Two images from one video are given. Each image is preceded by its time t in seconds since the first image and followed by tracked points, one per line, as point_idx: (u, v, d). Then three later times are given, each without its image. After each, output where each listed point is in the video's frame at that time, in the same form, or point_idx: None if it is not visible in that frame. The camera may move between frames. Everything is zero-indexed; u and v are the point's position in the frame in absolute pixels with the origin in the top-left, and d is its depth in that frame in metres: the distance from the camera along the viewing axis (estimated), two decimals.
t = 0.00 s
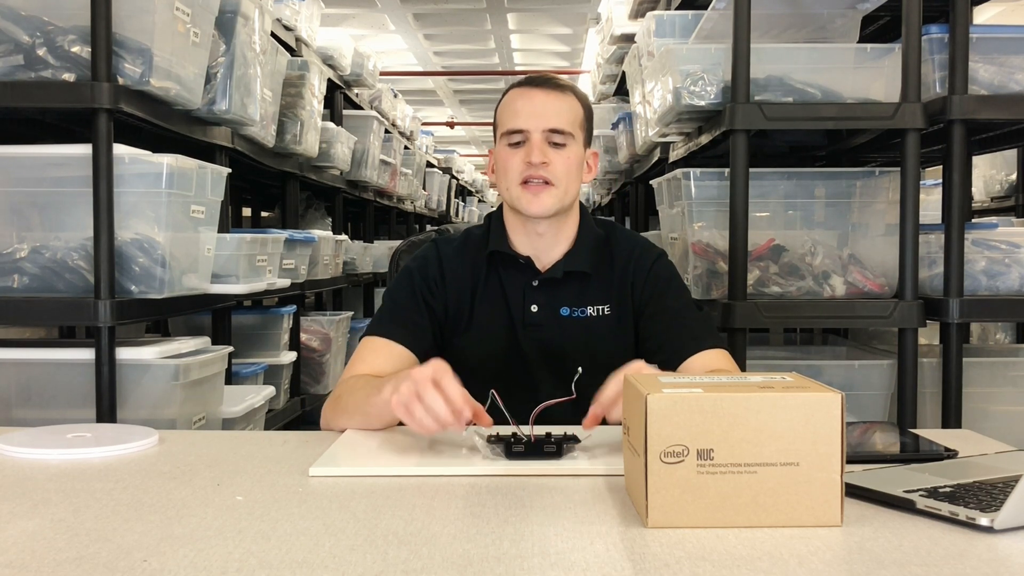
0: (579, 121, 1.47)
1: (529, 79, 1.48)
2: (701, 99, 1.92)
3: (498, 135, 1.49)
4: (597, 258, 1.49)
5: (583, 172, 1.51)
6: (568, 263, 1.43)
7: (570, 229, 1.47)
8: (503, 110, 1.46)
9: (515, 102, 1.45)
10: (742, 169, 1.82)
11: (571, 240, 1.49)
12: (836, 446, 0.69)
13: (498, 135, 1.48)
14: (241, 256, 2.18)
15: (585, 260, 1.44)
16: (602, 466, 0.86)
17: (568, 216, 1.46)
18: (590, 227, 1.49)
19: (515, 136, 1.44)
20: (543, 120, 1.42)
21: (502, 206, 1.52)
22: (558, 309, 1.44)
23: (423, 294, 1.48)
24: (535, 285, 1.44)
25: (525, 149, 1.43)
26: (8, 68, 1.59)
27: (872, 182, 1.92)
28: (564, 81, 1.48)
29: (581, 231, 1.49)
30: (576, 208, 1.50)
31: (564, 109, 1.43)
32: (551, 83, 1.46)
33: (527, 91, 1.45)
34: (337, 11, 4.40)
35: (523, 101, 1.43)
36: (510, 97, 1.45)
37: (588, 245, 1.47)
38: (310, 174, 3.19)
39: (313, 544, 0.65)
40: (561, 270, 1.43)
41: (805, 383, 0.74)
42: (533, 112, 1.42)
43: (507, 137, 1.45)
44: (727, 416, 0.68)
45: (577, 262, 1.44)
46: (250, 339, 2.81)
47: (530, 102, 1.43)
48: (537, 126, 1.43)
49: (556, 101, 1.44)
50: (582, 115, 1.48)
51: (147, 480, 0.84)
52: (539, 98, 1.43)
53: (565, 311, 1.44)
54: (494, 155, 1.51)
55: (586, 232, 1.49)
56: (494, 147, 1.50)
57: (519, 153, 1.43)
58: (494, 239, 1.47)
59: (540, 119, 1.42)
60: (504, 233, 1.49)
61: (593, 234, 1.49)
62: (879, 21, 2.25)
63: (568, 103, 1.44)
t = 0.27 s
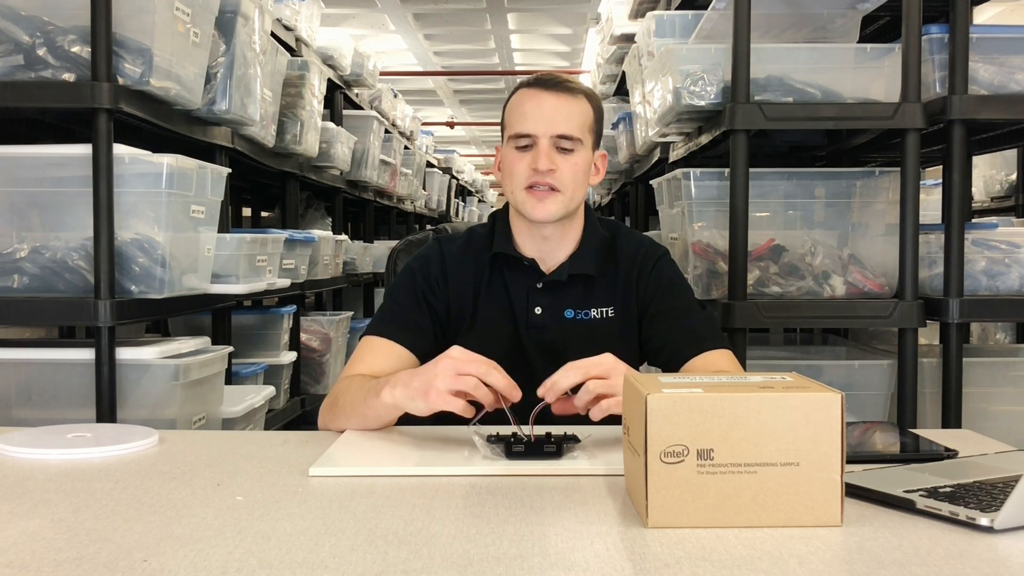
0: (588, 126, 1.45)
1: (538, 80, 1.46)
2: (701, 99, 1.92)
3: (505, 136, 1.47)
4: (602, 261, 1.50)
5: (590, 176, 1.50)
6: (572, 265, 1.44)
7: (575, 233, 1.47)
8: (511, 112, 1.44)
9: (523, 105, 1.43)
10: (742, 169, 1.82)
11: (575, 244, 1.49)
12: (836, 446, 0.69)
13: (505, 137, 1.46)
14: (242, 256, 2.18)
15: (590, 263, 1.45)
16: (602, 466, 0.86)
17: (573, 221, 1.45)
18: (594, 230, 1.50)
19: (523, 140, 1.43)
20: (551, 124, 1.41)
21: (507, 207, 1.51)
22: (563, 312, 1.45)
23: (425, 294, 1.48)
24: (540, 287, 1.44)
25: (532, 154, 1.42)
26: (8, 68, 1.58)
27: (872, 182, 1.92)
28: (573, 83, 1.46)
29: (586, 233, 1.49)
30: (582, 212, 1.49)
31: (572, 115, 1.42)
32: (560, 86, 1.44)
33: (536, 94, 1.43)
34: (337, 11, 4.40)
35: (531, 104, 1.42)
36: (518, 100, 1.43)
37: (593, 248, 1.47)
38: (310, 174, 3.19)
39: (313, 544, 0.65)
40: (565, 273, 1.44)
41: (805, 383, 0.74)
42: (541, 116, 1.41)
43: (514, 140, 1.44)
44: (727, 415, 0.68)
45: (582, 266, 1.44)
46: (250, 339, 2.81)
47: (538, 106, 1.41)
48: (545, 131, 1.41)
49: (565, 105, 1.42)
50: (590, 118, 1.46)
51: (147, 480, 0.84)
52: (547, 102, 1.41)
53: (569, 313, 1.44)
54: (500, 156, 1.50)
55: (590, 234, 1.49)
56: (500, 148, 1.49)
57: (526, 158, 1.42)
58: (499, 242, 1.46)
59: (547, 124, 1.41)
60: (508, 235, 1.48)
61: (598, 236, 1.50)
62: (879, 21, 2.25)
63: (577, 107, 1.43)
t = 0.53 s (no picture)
0: (592, 127, 1.45)
1: (543, 80, 1.45)
2: (701, 99, 1.92)
3: (509, 136, 1.47)
4: (603, 261, 1.50)
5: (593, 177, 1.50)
6: (573, 266, 1.44)
7: (576, 235, 1.47)
8: (515, 112, 1.44)
9: (528, 105, 1.43)
10: (742, 169, 1.82)
11: (577, 245, 1.49)
12: (836, 446, 0.69)
13: (509, 137, 1.46)
14: (241, 256, 2.18)
15: (592, 264, 1.45)
16: (602, 466, 0.86)
17: (576, 223, 1.45)
18: (596, 231, 1.49)
19: (526, 140, 1.43)
20: (555, 125, 1.41)
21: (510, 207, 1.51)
22: (564, 312, 1.45)
23: (427, 290, 1.48)
24: (541, 288, 1.44)
25: (535, 154, 1.42)
26: (8, 68, 1.59)
27: (872, 182, 1.92)
28: (578, 84, 1.46)
29: (587, 234, 1.49)
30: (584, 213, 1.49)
31: (576, 116, 1.42)
32: (565, 86, 1.44)
33: (540, 94, 1.42)
34: (337, 11, 4.40)
35: (536, 105, 1.41)
36: (523, 100, 1.43)
37: (594, 248, 1.47)
38: (310, 174, 3.19)
39: (313, 543, 0.65)
40: (566, 274, 1.44)
41: (805, 383, 0.74)
42: (545, 117, 1.41)
43: (517, 141, 1.44)
44: (727, 415, 0.68)
45: (584, 266, 1.44)
46: (250, 339, 2.81)
47: (542, 107, 1.41)
48: (548, 132, 1.41)
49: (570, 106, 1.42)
50: (595, 119, 1.46)
51: (147, 480, 0.84)
52: (552, 102, 1.41)
53: (569, 314, 1.45)
54: (504, 155, 1.50)
55: (592, 235, 1.49)
56: (504, 148, 1.49)
57: (529, 158, 1.42)
58: (501, 242, 1.46)
59: (551, 125, 1.41)
60: (510, 235, 1.48)
61: (599, 236, 1.50)
62: (879, 21, 2.25)
63: (582, 108, 1.42)
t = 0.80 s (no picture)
0: (594, 127, 1.46)
1: (546, 79, 1.46)
2: (701, 99, 1.92)
3: (511, 135, 1.47)
4: (605, 260, 1.50)
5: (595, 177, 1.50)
6: (575, 265, 1.44)
7: (578, 234, 1.47)
8: (518, 111, 1.45)
9: (531, 104, 1.43)
10: (742, 169, 1.82)
11: (579, 244, 1.49)
12: (836, 446, 0.69)
13: (512, 136, 1.46)
14: (241, 256, 2.18)
15: (593, 264, 1.45)
16: (602, 466, 0.86)
17: (578, 222, 1.46)
18: (597, 230, 1.50)
19: (529, 140, 1.43)
20: (558, 125, 1.41)
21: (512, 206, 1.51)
22: (566, 311, 1.45)
23: (433, 285, 1.48)
24: (542, 286, 1.44)
25: (538, 153, 1.42)
26: (8, 68, 1.59)
27: (872, 182, 1.92)
28: (581, 83, 1.46)
29: (589, 234, 1.49)
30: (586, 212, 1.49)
31: (579, 116, 1.42)
32: (568, 86, 1.44)
33: (543, 93, 1.43)
34: (337, 11, 4.40)
35: (539, 104, 1.42)
36: (526, 99, 1.43)
37: (595, 247, 1.47)
38: (310, 174, 3.19)
39: (313, 543, 0.65)
40: (568, 273, 1.44)
41: (805, 383, 0.74)
42: (549, 116, 1.41)
43: (520, 140, 1.44)
44: (727, 416, 0.68)
45: (585, 265, 1.44)
46: (250, 338, 2.81)
47: (546, 106, 1.41)
48: (551, 131, 1.41)
49: (573, 106, 1.42)
50: (597, 119, 1.46)
51: (147, 480, 0.84)
52: (555, 102, 1.41)
53: (570, 313, 1.45)
54: (506, 154, 1.50)
55: (594, 234, 1.49)
56: (506, 147, 1.49)
57: (532, 157, 1.42)
58: (502, 241, 1.46)
59: (554, 124, 1.41)
60: (512, 233, 1.48)
61: (601, 235, 1.50)
62: (879, 21, 2.25)
63: (584, 107, 1.43)
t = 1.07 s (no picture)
0: (594, 126, 1.46)
1: (547, 80, 1.47)
2: (701, 99, 1.92)
3: (511, 135, 1.48)
4: (606, 259, 1.49)
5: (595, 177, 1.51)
6: (575, 264, 1.44)
7: (578, 233, 1.48)
8: (518, 111, 1.46)
9: (531, 104, 1.44)
10: (742, 169, 1.82)
11: (579, 243, 1.49)
12: (836, 446, 0.69)
13: (512, 135, 1.47)
14: (241, 256, 2.18)
15: (594, 262, 1.45)
16: (602, 466, 0.86)
17: (578, 221, 1.46)
18: (597, 230, 1.50)
19: (529, 139, 1.44)
20: (558, 124, 1.42)
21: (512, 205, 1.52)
22: (565, 309, 1.45)
23: (431, 287, 1.47)
24: (542, 285, 1.44)
25: (538, 152, 1.43)
26: (8, 68, 1.59)
27: (872, 182, 1.92)
28: (581, 84, 1.47)
29: (589, 233, 1.49)
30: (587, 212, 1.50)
31: (579, 116, 1.43)
32: (568, 86, 1.45)
33: (543, 93, 1.44)
34: (337, 11, 4.40)
35: (538, 103, 1.43)
36: (526, 98, 1.44)
37: (596, 246, 1.47)
38: (310, 174, 3.19)
39: (312, 544, 0.65)
40: (568, 272, 1.44)
41: (805, 383, 0.74)
42: (549, 115, 1.42)
43: (520, 139, 1.45)
44: (727, 416, 0.68)
45: (585, 264, 1.44)
46: (250, 338, 2.81)
47: (545, 106, 1.42)
48: (550, 130, 1.42)
49: (572, 105, 1.43)
50: (597, 119, 1.47)
51: (147, 480, 0.84)
52: (555, 101, 1.42)
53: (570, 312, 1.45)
54: (506, 154, 1.51)
55: (594, 233, 1.49)
56: (507, 147, 1.50)
57: (532, 156, 1.43)
58: (502, 239, 1.47)
59: (553, 123, 1.42)
60: (513, 232, 1.48)
61: (602, 235, 1.50)
62: (879, 21, 2.25)
63: (584, 107, 1.44)
